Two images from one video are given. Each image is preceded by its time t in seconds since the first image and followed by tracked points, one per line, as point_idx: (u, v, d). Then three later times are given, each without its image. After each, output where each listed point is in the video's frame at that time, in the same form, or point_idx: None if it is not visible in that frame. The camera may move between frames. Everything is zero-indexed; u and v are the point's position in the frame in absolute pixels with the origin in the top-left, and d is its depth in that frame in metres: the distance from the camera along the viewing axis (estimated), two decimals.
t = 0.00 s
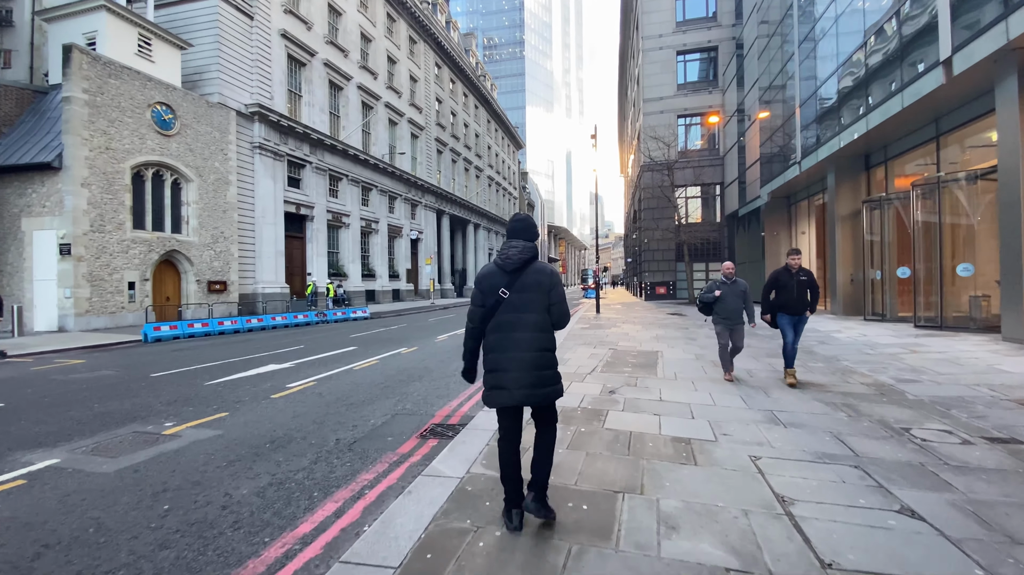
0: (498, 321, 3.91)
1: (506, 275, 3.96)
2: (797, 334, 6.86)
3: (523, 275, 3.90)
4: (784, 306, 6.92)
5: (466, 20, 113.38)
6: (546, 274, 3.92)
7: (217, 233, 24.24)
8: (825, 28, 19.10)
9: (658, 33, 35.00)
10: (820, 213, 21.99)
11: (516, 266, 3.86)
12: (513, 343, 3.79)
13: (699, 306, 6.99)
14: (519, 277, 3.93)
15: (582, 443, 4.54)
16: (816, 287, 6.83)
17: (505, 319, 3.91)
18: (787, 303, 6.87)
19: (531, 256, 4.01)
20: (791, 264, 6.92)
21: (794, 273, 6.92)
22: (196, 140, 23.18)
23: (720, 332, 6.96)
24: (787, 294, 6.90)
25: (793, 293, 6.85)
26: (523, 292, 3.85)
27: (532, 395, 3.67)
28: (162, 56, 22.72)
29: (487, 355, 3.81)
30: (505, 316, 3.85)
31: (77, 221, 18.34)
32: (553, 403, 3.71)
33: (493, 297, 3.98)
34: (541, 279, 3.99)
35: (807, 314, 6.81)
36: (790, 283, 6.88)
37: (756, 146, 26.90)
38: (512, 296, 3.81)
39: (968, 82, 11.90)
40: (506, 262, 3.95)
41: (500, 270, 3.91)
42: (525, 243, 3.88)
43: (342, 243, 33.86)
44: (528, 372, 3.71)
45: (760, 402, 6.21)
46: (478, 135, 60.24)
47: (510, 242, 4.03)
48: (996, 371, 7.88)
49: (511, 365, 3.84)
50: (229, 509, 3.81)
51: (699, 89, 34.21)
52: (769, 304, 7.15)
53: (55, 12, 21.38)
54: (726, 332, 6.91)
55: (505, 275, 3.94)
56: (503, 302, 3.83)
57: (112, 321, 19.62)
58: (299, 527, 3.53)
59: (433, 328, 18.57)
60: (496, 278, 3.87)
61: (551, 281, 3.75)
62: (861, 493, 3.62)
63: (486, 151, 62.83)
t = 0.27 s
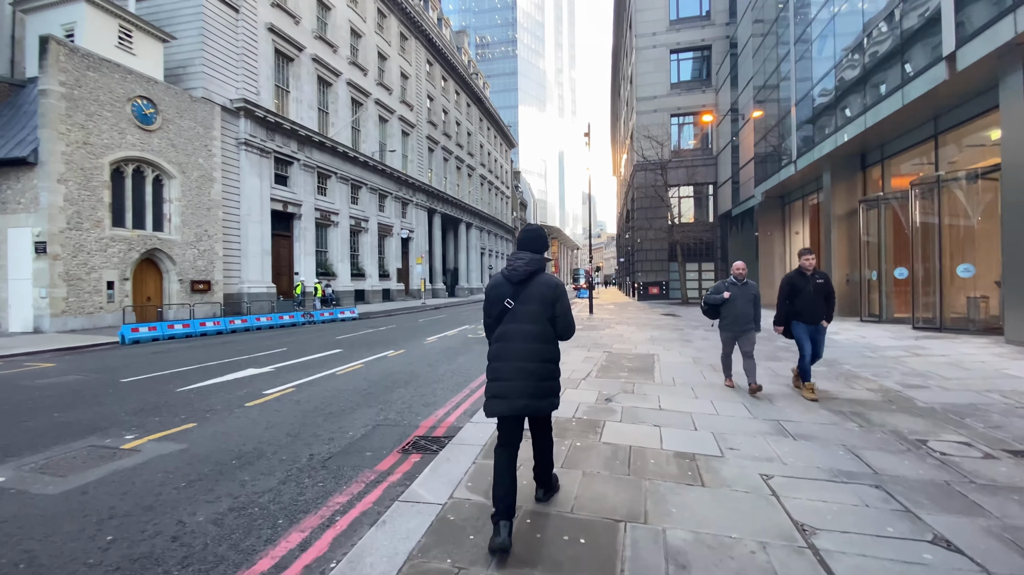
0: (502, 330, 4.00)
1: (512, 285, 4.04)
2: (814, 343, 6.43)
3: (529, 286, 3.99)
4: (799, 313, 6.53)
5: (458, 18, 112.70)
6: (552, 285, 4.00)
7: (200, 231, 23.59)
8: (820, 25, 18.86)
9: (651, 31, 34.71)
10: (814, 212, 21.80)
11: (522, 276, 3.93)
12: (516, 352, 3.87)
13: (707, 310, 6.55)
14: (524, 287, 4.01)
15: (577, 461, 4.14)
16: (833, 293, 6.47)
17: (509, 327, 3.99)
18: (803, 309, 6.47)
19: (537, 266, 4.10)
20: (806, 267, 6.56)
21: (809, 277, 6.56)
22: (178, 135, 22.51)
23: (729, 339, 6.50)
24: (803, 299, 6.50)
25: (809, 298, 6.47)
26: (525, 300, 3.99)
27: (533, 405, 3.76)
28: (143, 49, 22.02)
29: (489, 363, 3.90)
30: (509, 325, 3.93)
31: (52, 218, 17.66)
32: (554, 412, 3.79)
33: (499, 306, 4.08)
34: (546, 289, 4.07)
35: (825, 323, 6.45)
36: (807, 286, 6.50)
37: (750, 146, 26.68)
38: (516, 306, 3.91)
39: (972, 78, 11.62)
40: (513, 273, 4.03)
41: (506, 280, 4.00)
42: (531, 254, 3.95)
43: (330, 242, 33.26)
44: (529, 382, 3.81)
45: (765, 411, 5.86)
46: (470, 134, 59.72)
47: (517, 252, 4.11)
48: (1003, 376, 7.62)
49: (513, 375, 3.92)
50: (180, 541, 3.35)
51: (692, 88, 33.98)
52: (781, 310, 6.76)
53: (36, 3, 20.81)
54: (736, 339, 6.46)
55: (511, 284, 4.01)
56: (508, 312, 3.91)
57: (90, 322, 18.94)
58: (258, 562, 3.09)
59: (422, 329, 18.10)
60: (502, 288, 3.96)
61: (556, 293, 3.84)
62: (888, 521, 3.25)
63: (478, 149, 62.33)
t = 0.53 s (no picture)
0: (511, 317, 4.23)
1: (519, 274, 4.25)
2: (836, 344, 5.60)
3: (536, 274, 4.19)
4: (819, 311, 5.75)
5: (452, 14, 111.86)
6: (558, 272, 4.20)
7: (185, 227, 23.01)
8: (817, 19, 18.54)
9: (646, 27, 34.34)
10: (811, 210, 21.55)
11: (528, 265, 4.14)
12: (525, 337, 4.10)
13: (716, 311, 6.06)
14: (531, 276, 4.23)
15: (571, 475, 3.77)
16: (858, 287, 5.62)
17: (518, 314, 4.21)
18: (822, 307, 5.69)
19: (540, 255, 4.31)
20: (828, 259, 5.76)
21: (832, 270, 5.75)
22: (163, 129, 21.90)
23: (741, 341, 5.95)
24: (823, 295, 5.70)
25: (830, 294, 5.67)
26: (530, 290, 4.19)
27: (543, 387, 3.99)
28: (126, 40, 21.37)
29: (500, 348, 4.14)
30: (517, 312, 4.15)
31: (30, 213, 17.06)
32: (563, 397, 3.97)
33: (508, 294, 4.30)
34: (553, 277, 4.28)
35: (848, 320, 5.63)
36: (828, 281, 5.69)
37: (746, 143, 26.37)
38: (524, 294, 4.13)
39: (978, 69, 11.26)
40: (519, 261, 4.24)
41: (514, 268, 4.20)
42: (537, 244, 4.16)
43: (321, 239, 32.71)
44: (538, 366, 4.04)
45: (770, 416, 5.53)
46: (464, 131, 59.17)
47: (523, 243, 4.32)
48: (1013, 378, 7.34)
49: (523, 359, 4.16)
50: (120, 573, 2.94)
51: (687, 84, 33.68)
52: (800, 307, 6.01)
53: None
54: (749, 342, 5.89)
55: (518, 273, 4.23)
56: (517, 299, 4.14)
57: (70, 320, 18.36)
58: None
59: (412, 328, 17.65)
60: (509, 277, 4.17)
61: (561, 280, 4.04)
62: (920, 545, 2.91)
63: (471, 146, 61.79)
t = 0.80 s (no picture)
0: (505, 326, 4.11)
1: (512, 282, 4.13)
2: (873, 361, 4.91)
3: (529, 282, 4.09)
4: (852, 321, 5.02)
5: (447, 11, 111.04)
6: (551, 280, 4.12)
7: (171, 223, 22.43)
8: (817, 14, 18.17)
9: (642, 23, 33.94)
10: (808, 209, 21.25)
11: (523, 273, 4.03)
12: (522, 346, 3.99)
13: (728, 318, 5.30)
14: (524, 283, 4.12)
15: (562, 500, 3.38)
16: (898, 295, 4.92)
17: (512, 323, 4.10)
18: (859, 316, 4.95)
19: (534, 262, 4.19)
20: (865, 262, 5.03)
21: (869, 274, 5.03)
22: (147, 122, 21.31)
23: (756, 353, 5.14)
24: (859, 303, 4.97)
25: (867, 302, 4.93)
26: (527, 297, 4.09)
27: (543, 395, 3.89)
28: (109, 30, 20.75)
29: (497, 358, 4.01)
30: (512, 321, 4.04)
31: (7, 207, 16.49)
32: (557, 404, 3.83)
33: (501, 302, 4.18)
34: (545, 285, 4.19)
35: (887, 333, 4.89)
36: (865, 286, 4.97)
37: (743, 141, 26.07)
38: (519, 303, 4.02)
39: (983, 66, 10.89)
40: (513, 270, 4.13)
41: (507, 277, 4.09)
42: (530, 251, 4.03)
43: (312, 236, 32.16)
44: (536, 374, 3.94)
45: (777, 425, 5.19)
46: (459, 127, 58.62)
47: (515, 250, 4.20)
48: None
49: (521, 367, 4.06)
50: None
51: (683, 82, 33.36)
52: (831, 317, 5.31)
53: None
54: (765, 354, 5.09)
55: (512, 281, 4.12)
56: (513, 309, 4.02)
57: (49, 318, 17.80)
58: None
59: (402, 327, 17.22)
60: (504, 285, 4.05)
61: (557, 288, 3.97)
62: None
63: (466, 143, 61.24)
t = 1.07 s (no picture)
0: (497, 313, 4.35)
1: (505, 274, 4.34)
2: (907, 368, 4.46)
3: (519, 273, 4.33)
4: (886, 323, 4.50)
5: (438, 7, 109.88)
6: (540, 271, 4.37)
7: (149, 219, 21.73)
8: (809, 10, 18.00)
9: (634, 20, 33.61)
10: (800, 208, 21.06)
11: (513, 264, 4.28)
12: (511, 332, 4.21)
13: (741, 321, 4.62)
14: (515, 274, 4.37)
15: (553, 526, 2.99)
16: (940, 294, 4.45)
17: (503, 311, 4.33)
18: (893, 318, 4.45)
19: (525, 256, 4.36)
20: (905, 255, 4.54)
21: (910, 268, 4.52)
22: (125, 114, 20.58)
23: (772, 361, 4.51)
24: (896, 303, 4.45)
25: (903, 302, 4.43)
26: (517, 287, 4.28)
27: (530, 378, 4.10)
28: (83, 19, 19.93)
29: (487, 343, 4.24)
30: (502, 309, 4.29)
31: None
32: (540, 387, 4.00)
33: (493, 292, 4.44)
34: (536, 276, 4.43)
35: (924, 338, 4.42)
36: (905, 282, 4.45)
37: (735, 138, 25.87)
38: (509, 292, 4.26)
39: (982, 61, 10.62)
40: (504, 262, 4.39)
41: (499, 268, 4.35)
42: (521, 243, 4.27)
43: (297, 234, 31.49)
44: (524, 358, 4.16)
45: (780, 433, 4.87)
46: (449, 124, 58.01)
47: (507, 244, 4.47)
48: None
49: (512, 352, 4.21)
50: None
51: (675, 80, 33.13)
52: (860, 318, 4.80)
53: None
54: (782, 362, 4.49)
55: (503, 272, 4.37)
56: (503, 297, 4.28)
57: (19, 317, 17.08)
58: None
59: (389, 327, 16.73)
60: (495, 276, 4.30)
61: (545, 277, 4.21)
62: None
63: (456, 140, 60.65)
